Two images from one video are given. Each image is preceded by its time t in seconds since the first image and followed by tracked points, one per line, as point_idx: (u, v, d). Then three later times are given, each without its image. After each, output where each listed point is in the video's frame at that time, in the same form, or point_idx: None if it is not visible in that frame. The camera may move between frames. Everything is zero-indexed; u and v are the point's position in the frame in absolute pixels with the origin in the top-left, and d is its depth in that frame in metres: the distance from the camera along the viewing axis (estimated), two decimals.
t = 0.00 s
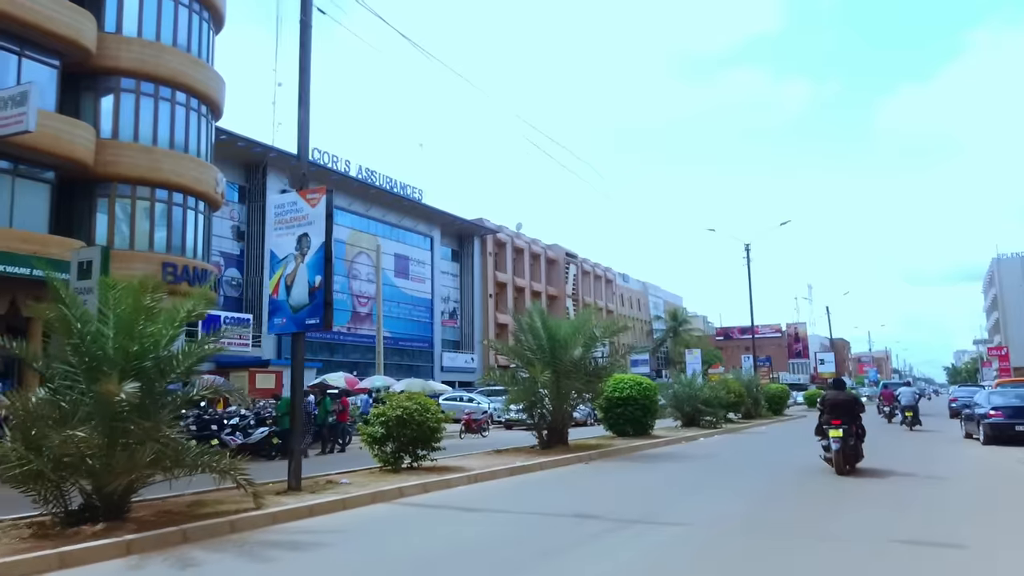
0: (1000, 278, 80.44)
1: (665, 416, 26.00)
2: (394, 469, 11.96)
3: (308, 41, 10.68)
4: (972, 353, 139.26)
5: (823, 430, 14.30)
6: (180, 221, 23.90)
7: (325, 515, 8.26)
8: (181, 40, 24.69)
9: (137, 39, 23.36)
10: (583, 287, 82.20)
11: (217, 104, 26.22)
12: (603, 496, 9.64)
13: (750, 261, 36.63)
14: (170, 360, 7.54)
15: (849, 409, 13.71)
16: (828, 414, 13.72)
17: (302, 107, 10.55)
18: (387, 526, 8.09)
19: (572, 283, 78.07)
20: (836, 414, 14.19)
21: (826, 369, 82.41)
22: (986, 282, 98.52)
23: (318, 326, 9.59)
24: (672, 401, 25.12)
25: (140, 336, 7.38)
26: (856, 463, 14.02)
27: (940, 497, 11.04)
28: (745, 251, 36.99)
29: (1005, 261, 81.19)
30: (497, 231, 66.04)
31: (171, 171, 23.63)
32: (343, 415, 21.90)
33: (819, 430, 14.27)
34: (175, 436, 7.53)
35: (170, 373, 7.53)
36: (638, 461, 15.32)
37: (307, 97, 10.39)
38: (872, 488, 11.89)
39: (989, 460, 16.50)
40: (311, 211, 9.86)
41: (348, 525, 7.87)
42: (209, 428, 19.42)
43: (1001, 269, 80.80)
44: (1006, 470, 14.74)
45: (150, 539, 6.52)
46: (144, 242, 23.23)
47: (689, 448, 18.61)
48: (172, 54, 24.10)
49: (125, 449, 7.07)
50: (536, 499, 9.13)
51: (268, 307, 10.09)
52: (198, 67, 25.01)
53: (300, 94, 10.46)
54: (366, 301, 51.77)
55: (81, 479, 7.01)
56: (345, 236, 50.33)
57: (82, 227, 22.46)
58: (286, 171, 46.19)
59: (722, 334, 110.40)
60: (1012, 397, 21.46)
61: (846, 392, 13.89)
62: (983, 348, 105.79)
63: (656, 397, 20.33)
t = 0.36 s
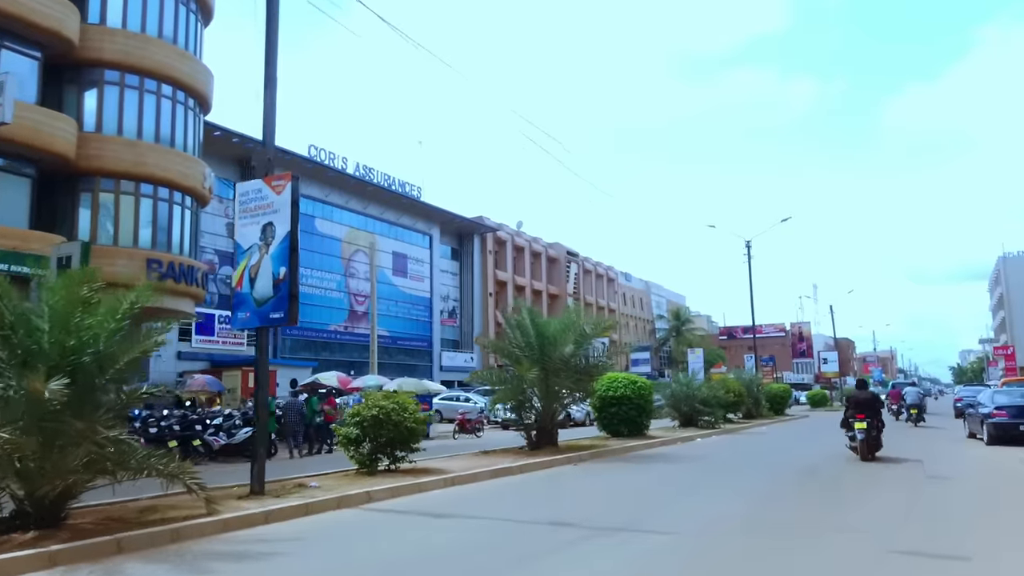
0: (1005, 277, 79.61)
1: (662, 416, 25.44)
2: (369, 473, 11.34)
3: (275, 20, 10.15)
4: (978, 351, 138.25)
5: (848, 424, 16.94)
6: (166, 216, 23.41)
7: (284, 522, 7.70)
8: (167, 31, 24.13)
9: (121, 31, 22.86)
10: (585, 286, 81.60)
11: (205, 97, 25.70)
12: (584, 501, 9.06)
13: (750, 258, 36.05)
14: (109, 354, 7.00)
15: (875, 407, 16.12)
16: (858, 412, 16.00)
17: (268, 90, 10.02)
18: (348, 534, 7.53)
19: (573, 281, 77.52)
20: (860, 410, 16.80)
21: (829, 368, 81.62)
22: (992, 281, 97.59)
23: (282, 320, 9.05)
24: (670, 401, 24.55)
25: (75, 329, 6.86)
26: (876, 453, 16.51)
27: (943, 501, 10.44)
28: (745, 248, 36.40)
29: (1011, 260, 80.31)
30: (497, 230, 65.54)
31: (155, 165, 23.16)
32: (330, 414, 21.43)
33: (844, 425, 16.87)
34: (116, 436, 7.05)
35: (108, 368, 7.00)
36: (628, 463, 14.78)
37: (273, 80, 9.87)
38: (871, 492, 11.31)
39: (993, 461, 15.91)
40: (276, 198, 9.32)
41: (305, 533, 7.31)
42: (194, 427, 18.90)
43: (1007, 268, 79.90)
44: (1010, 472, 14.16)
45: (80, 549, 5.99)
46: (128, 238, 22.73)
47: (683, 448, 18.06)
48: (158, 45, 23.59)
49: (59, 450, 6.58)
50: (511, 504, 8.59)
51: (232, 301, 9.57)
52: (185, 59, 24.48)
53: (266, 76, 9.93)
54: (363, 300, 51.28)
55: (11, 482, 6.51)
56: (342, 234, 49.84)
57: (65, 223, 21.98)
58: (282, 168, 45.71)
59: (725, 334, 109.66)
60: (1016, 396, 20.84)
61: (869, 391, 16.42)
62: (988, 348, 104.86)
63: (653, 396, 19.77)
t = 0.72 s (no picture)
0: (1006, 277, 79.04)
1: (655, 417, 25.01)
2: (341, 478, 10.90)
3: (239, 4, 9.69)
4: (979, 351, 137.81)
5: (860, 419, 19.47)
6: (150, 214, 22.97)
7: (237, 533, 7.27)
8: (152, 25, 23.61)
9: (104, 25, 22.40)
10: (583, 285, 81.14)
11: (191, 93, 25.24)
12: (557, 510, 8.63)
13: (747, 256, 35.61)
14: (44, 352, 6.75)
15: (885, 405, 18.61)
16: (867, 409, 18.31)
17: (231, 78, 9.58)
18: (302, 546, 7.11)
19: (572, 281, 77.13)
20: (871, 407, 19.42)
21: (829, 369, 81.20)
22: (993, 280, 97.05)
23: (244, 319, 8.60)
24: (664, 402, 24.10)
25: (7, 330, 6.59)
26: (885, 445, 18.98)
27: (937, 509, 10.01)
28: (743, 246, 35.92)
29: (1012, 259, 79.73)
30: (494, 229, 65.11)
31: (139, 161, 22.68)
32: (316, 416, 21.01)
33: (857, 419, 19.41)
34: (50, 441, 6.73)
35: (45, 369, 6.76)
36: (615, 467, 14.35)
37: (236, 67, 9.44)
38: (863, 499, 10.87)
39: (991, 464, 15.45)
40: (237, 191, 8.88)
41: (257, 546, 6.89)
42: (176, 429, 18.58)
43: (1008, 267, 79.28)
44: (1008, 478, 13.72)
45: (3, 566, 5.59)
46: (110, 236, 22.28)
47: (674, 450, 17.63)
48: (142, 40, 23.12)
49: None
50: (483, 513, 8.17)
51: (193, 298, 9.14)
52: (169, 54, 24.00)
53: (229, 63, 9.49)
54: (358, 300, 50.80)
55: None
56: (337, 233, 49.38)
57: (46, 220, 21.58)
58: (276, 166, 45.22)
59: (725, 333, 109.17)
60: (1014, 397, 20.40)
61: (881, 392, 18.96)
62: (989, 349, 104.32)
63: (644, 397, 19.34)
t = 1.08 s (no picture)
0: (1005, 276, 78.59)
1: (646, 419, 24.52)
2: (303, 485, 10.40)
3: None
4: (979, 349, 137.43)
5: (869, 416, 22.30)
6: (128, 210, 22.48)
7: (170, 546, 6.79)
8: (131, 18, 23.07)
9: (81, 17, 21.87)
10: (581, 285, 80.61)
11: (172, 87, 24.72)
12: (522, 520, 8.14)
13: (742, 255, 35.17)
14: None
15: (893, 407, 22.01)
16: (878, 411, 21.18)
17: (181, 64, 9.07)
18: (241, 559, 6.61)
19: (568, 281, 76.72)
20: (880, 407, 22.85)
21: (826, 369, 80.71)
22: (993, 280, 96.58)
23: (190, 316, 8.11)
24: (654, 402, 23.63)
25: None
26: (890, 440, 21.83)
27: (926, 517, 9.54)
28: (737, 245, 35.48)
29: (1011, 259, 79.24)
30: (489, 228, 64.66)
31: (116, 157, 22.18)
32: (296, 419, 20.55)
33: (866, 416, 22.83)
34: None
35: None
36: (595, 471, 13.85)
37: (187, 50, 8.94)
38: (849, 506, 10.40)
39: (985, 469, 14.98)
40: (186, 181, 8.38)
41: (189, 560, 6.39)
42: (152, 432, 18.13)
43: (1008, 267, 78.81)
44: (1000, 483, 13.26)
45: None
46: (87, 232, 21.78)
47: (660, 453, 17.13)
48: (120, 33, 22.59)
49: None
50: (440, 523, 7.69)
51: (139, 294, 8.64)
52: (149, 47, 23.46)
53: (180, 47, 9.00)
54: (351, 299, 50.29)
55: None
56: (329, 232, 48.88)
57: (20, 216, 21.14)
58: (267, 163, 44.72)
59: (723, 333, 108.72)
60: (1008, 397, 19.90)
61: (890, 394, 22.47)
62: (989, 348, 103.89)
63: (632, 397, 18.88)
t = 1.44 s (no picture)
0: (1006, 276, 78.04)
1: (637, 419, 24.02)
2: (266, 490, 9.83)
3: None
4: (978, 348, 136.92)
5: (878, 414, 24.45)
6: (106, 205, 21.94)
7: (97, 561, 6.31)
8: (110, 8, 22.51)
9: (59, 7, 21.32)
10: (578, 284, 80.01)
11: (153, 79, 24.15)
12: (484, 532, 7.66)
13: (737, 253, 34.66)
14: None
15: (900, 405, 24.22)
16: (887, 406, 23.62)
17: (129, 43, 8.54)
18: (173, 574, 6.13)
19: (565, 279, 76.24)
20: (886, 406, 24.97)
21: (824, 368, 80.31)
22: (993, 279, 96.00)
23: (132, 312, 7.59)
24: (645, 402, 23.13)
25: None
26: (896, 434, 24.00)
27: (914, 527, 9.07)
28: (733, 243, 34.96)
29: (1012, 259, 78.67)
30: (485, 226, 64.13)
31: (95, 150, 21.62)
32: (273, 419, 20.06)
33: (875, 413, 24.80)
34: None
35: None
36: (576, 475, 13.38)
37: (134, 29, 8.42)
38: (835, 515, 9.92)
39: (980, 474, 14.50)
40: (130, 167, 7.86)
41: None
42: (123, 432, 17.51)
43: (1008, 267, 78.27)
44: (993, 491, 12.80)
45: None
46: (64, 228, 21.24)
47: (647, 455, 16.66)
48: (99, 24, 22.02)
49: None
50: (394, 536, 7.22)
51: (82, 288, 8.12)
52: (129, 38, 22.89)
53: (127, 26, 8.47)
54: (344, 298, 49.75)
55: None
56: (321, 229, 48.33)
57: None
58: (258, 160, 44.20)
59: (722, 332, 108.26)
60: (1004, 397, 19.40)
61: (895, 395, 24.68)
62: (989, 348, 103.40)
63: (621, 398, 18.32)
